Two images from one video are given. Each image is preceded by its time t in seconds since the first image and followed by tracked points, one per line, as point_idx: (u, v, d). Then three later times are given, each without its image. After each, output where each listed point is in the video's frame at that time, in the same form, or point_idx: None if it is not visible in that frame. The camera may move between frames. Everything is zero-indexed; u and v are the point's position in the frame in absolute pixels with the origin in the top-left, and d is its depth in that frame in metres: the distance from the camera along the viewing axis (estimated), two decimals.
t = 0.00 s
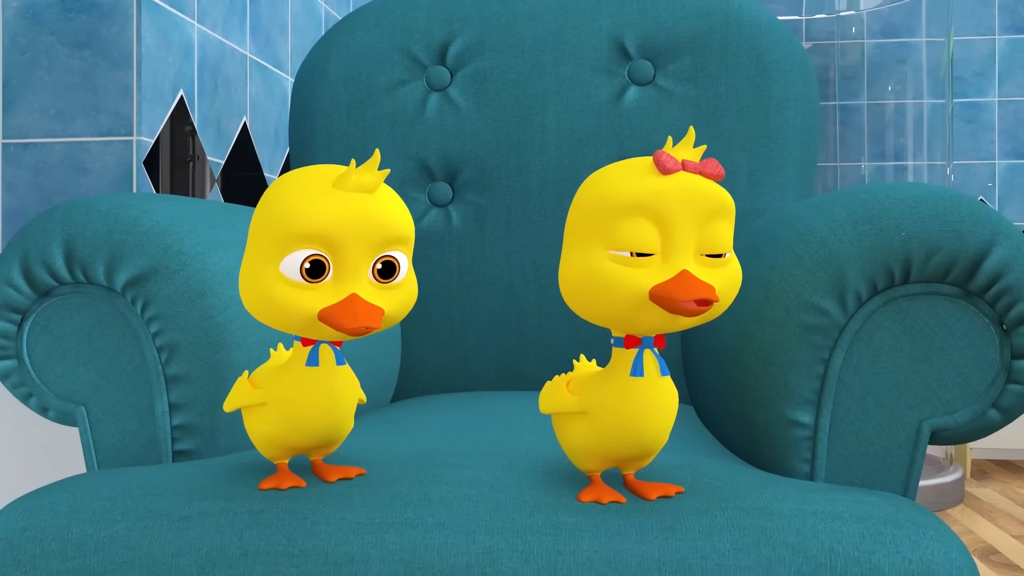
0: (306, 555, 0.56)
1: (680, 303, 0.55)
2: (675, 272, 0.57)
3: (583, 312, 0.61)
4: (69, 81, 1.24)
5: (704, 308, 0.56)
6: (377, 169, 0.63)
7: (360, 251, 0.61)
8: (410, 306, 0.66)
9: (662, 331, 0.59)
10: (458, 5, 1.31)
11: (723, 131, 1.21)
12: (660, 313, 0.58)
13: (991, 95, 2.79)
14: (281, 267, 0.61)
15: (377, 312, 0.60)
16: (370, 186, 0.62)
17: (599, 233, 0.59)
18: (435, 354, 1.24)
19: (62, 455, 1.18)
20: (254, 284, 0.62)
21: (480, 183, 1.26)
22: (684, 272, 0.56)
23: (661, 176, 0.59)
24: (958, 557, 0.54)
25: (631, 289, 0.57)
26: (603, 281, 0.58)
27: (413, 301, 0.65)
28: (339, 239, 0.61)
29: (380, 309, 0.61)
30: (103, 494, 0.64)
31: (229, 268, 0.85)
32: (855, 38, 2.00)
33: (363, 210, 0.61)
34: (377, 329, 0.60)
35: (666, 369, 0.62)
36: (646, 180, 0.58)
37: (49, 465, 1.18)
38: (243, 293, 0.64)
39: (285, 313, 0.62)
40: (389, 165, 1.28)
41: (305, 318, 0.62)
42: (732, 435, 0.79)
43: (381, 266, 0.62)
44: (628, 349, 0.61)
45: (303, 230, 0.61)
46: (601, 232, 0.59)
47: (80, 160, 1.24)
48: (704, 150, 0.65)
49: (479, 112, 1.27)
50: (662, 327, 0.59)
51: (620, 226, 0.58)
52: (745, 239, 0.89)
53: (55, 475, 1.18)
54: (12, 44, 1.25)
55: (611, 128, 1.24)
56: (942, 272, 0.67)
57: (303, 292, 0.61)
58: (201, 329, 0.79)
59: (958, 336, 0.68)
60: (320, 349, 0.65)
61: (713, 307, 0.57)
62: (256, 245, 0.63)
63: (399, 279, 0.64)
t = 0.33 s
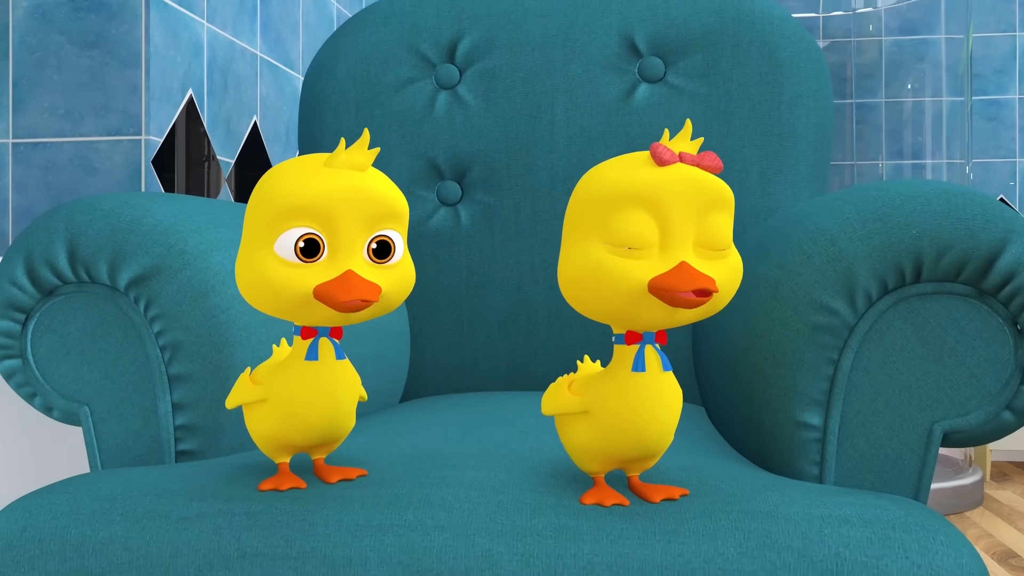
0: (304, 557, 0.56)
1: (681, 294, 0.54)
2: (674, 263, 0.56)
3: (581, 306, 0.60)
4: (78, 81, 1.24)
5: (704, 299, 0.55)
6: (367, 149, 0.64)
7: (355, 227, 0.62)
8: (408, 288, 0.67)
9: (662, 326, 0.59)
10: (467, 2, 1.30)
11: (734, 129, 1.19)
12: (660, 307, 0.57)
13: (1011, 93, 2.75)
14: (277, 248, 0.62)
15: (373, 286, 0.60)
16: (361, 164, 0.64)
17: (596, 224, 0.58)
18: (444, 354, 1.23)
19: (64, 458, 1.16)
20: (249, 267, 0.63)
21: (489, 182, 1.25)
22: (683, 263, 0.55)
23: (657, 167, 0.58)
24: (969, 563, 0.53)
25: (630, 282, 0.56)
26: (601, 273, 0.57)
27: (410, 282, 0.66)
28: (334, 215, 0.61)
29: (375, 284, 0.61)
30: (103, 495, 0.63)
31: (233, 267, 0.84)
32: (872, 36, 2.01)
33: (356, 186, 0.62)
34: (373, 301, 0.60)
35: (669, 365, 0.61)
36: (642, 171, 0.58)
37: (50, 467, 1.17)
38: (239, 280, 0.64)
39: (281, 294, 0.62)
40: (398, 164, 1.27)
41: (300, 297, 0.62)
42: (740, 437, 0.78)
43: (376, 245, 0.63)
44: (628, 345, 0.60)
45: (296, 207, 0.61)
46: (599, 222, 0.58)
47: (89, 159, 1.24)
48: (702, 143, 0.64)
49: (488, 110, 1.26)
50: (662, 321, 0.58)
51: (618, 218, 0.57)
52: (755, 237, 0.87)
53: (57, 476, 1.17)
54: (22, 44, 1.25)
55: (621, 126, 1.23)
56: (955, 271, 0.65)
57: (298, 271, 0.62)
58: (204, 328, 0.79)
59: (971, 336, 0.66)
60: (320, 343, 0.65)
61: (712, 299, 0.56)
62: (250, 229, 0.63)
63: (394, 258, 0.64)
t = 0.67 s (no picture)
0: (302, 559, 0.55)
1: (680, 284, 0.54)
2: (671, 254, 0.56)
3: (580, 300, 0.59)
4: (87, 80, 1.24)
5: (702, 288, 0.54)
6: (367, 146, 0.64)
7: (354, 225, 0.61)
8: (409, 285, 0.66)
9: (661, 320, 0.58)
10: None
11: (746, 127, 1.18)
12: (656, 300, 0.57)
13: None
14: (275, 247, 0.61)
15: (374, 286, 0.60)
16: (361, 162, 0.63)
17: (593, 217, 0.57)
18: (453, 354, 1.22)
19: (62, 458, 1.16)
20: (248, 264, 0.62)
21: (498, 181, 1.24)
22: (681, 255, 0.55)
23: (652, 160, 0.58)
24: (979, 569, 0.52)
25: (627, 275, 0.56)
26: (598, 265, 0.57)
27: (412, 280, 0.65)
28: (333, 213, 0.60)
29: (376, 284, 0.61)
30: (103, 495, 0.63)
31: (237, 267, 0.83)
32: (890, 33, 1.99)
33: (355, 184, 0.61)
34: (374, 302, 0.59)
35: (669, 359, 0.60)
36: (640, 163, 0.57)
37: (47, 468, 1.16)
38: (238, 277, 0.63)
39: (281, 293, 0.61)
40: (406, 162, 1.26)
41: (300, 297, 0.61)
42: (748, 439, 0.77)
43: (376, 243, 0.62)
44: (629, 340, 0.60)
45: (296, 206, 0.60)
46: (596, 214, 0.57)
47: (98, 159, 1.24)
48: (699, 134, 0.64)
49: (496, 109, 1.25)
50: (661, 314, 0.58)
51: (613, 210, 0.56)
52: (764, 236, 0.86)
53: (56, 477, 1.16)
54: (32, 44, 1.26)
55: (631, 124, 1.21)
56: (966, 269, 0.64)
57: (298, 269, 0.61)
58: (207, 328, 0.78)
59: (983, 336, 0.65)
60: (320, 346, 0.65)
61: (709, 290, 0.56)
62: (248, 226, 0.63)
63: (395, 257, 0.63)
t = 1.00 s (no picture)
0: (298, 561, 0.54)
1: (676, 275, 0.53)
2: (667, 247, 0.55)
3: (578, 296, 0.58)
4: (96, 80, 1.24)
5: (699, 280, 0.54)
6: (368, 146, 0.63)
7: (355, 229, 0.60)
8: (411, 287, 0.65)
9: (660, 316, 0.57)
10: None
11: (757, 124, 1.16)
12: (653, 295, 0.56)
13: None
14: (275, 249, 0.60)
15: (374, 290, 0.59)
16: (362, 163, 0.62)
17: (590, 213, 0.57)
18: (461, 354, 1.21)
19: (68, 458, 1.16)
20: (247, 266, 0.61)
21: (506, 180, 1.24)
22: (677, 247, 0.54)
23: (649, 154, 0.57)
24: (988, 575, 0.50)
25: (624, 268, 0.55)
26: (595, 259, 0.56)
27: (414, 283, 0.64)
28: (333, 215, 0.60)
29: (376, 287, 0.60)
30: (102, 495, 0.63)
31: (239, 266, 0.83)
32: (908, 30, 1.97)
33: (355, 186, 0.60)
34: (373, 307, 0.59)
35: (670, 353, 0.59)
36: (638, 158, 0.57)
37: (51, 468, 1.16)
38: (238, 279, 0.62)
39: (280, 295, 0.61)
40: (414, 161, 1.26)
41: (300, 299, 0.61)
42: (756, 440, 0.75)
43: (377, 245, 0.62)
44: (628, 336, 0.59)
45: (295, 208, 0.60)
46: (594, 210, 0.57)
47: (107, 158, 1.25)
48: (696, 128, 0.63)
49: (505, 107, 1.24)
50: (660, 309, 0.57)
51: (609, 205, 0.56)
52: (773, 235, 0.85)
53: (59, 476, 1.17)
54: (41, 43, 1.26)
55: (641, 121, 1.20)
56: (978, 268, 0.63)
57: (297, 272, 0.60)
58: (210, 327, 0.78)
59: (996, 337, 0.64)
60: (320, 350, 0.64)
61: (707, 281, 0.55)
62: (248, 227, 0.62)
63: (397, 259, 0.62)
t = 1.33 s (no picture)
0: (294, 563, 0.54)
1: (677, 272, 0.52)
2: (666, 244, 0.54)
3: (575, 294, 0.58)
4: (104, 79, 1.25)
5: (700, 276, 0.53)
6: (371, 151, 0.61)
7: (355, 236, 0.59)
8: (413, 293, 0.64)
9: (660, 314, 0.57)
10: None
11: (768, 122, 1.15)
12: (652, 292, 0.55)
13: None
14: (274, 255, 0.59)
15: (374, 300, 0.58)
16: (365, 168, 0.60)
17: (589, 210, 0.56)
18: (470, 354, 1.21)
19: (67, 458, 1.16)
20: (245, 271, 0.60)
21: (514, 178, 1.23)
22: (676, 243, 0.53)
23: (649, 150, 0.57)
24: None
25: (623, 266, 0.54)
26: (595, 257, 0.55)
27: (416, 289, 0.63)
28: (334, 222, 0.58)
29: (376, 296, 0.59)
30: (101, 495, 0.62)
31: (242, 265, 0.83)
32: (927, 27, 2.10)
33: (357, 191, 0.59)
34: (373, 318, 0.58)
35: (672, 351, 0.58)
36: (638, 155, 0.56)
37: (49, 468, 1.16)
38: (236, 283, 0.61)
39: (278, 302, 0.59)
40: (422, 160, 1.25)
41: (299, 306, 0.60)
42: (763, 441, 0.74)
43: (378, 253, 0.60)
44: (628, 334, 0.58)
45: (294, 214, 0.58)
46: (593, 206, 0.56)
47: (116, 157, 1.25)
48: (694, 124, 0.62)
49: (514, 105, 1.23)
50: (658, 307, 0.56)
51: (609, 202, 0.55)
52: (783, 233, 0.83)
53: (58, 477, 1.16)
54: (51, 43, 1.27)
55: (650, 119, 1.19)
56: (989, 267, 0.61)
57: (296, 279, 0.59)
58: (212, 326, 0.77)
59: (1008, 337, 0.62)
60: (320, 354, 0.63)
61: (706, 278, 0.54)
62: (247, 231, 0.61)
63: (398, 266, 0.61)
